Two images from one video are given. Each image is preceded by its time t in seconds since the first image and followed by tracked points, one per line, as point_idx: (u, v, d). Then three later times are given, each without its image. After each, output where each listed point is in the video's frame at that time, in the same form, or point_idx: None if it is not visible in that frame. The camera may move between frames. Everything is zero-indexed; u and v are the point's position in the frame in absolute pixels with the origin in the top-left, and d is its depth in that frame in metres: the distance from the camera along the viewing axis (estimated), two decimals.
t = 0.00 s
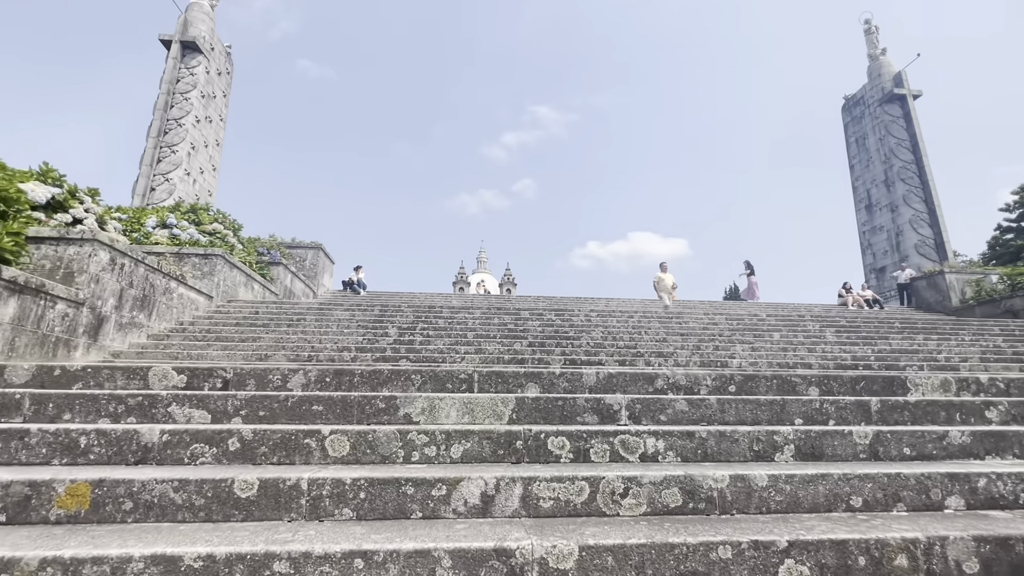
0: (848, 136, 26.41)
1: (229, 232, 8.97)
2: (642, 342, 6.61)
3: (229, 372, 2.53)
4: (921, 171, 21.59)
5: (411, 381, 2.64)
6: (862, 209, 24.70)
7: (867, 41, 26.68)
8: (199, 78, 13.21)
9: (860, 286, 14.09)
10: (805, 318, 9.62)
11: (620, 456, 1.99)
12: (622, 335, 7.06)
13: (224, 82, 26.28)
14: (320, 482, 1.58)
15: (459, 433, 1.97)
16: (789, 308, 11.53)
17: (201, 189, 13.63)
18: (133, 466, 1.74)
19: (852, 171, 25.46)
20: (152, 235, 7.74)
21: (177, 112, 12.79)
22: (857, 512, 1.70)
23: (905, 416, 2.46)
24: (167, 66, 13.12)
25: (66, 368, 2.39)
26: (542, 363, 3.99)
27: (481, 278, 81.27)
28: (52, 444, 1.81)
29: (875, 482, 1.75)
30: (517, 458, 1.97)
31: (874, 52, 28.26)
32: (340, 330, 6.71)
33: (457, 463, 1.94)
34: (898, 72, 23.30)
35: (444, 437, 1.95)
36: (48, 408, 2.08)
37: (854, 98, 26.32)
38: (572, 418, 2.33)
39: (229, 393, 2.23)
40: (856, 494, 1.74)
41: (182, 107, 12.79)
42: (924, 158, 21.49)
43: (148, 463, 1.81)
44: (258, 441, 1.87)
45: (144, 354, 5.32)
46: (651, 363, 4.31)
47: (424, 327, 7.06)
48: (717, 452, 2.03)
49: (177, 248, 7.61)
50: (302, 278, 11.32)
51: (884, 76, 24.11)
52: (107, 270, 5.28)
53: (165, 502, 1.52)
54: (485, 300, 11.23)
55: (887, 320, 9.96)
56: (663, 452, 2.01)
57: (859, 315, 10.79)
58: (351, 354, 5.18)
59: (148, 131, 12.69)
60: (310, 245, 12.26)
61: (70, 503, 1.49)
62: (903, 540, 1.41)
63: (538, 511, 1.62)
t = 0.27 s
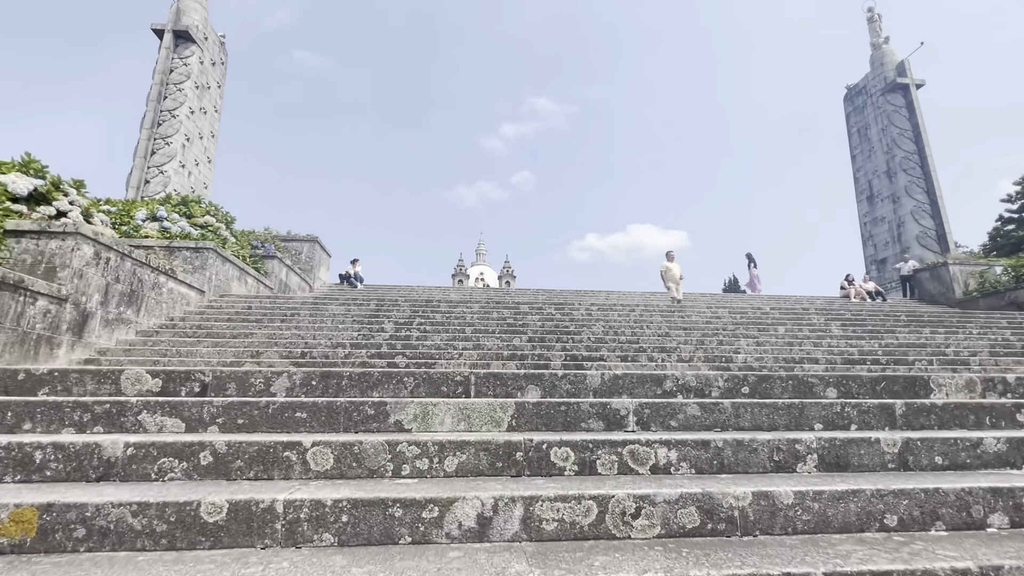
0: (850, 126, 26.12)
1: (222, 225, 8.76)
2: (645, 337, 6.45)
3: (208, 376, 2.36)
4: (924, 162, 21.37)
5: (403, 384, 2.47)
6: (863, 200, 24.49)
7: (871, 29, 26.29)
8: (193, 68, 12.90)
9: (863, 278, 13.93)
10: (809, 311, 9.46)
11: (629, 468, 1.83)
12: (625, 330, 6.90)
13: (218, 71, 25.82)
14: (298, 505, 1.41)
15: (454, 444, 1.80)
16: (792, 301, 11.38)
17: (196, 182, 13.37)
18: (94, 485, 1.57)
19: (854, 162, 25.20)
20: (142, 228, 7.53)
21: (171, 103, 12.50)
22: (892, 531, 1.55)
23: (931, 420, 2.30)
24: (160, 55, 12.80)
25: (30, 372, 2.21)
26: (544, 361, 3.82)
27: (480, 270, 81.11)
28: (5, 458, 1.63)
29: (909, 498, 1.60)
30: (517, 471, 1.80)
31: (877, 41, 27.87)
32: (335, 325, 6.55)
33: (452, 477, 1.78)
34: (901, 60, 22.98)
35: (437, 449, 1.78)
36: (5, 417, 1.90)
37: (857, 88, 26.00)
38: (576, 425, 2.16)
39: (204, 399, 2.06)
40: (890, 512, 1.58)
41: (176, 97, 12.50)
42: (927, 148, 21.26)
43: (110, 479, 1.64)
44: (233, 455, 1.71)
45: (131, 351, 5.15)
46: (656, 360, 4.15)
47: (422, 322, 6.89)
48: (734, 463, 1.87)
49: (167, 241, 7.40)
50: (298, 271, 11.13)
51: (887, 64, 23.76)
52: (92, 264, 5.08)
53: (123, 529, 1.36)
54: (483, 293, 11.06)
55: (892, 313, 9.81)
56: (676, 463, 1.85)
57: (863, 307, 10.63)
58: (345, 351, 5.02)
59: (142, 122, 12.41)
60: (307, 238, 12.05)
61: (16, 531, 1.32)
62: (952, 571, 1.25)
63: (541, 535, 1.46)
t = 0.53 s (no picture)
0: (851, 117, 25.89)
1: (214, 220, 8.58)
2: (646, 334, 6.31)
3: (184, 386, 2.21)
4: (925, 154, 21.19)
5: (393, 392, 2.33)
6: (864, 193, 24.32)
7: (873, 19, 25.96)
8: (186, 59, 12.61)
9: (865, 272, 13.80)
10: (813, 306, 9.33)
11: (636, 488, 1.69)
12: (626, 326, 6.76)
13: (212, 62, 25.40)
14: (270, 540, 1.27)
15: (446, 464, 1.65)
16: (793, 295, 11.25)
17: (191, 175, 13.14)
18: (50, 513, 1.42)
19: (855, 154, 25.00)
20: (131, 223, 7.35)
21: (164, 95, 12.24)
22: (925, 562, 1.41)
23: (954, 430, 2.16)
24: (152, 47, 12.52)
25: None
26: (544, 362, 3.67)
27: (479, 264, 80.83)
28: None
29: (942, 525, 1.46)
30: (514, 493, 1.66)
31: (879, 31, 27.55)
32: (330, 323, 6.39)
33: (443, 500, 1.63)
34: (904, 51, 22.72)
35: (427, 469, 1.64)
36: None
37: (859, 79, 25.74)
38: (577, 438, 2.02)
39: (177, 413, 1.91)
40: (922, 539, 1.45)
41: (169, 90, 12.23)
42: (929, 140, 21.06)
43: (68, 506, 1.49)
44: (203, 478, 1.56)
45: (118, 351, 4.99)
46: (658, 359, 4.01)
47: (418, 319, 6.73)
48: (749, 482, 1.73)
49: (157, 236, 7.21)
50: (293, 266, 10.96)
51: (889, 55, 23.48)
52: (75, 262, 4.90)
53: (71, 569, 1.21)
54: (482, 288, 10.91)
55: (895, 307, 9.68)
56: (686, 482, 1.71)
57: (865, 301, 10.50)
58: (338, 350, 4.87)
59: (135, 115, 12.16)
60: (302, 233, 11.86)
61: None
62: None
63: (540, 570, 1.32)
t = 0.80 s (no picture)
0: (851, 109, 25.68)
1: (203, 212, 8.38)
2: (647, 328, 6.17)
3: (151, 389, 2.06)
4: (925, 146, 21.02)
5: (377, 394, 2.18)
6: (863, 185, 24.18)
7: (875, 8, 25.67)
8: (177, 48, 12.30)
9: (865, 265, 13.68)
10: (814, 300, 9.20)
11: (637, 501, 1.55)
12: (625, 321, 6.62)
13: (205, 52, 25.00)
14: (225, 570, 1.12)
15: (430, 477, 1.51)
16: (794, 288, 11.12)
17: (184, 168, 12.89)
18: None
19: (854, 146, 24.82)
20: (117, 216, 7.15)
21: (155, 86, 11.96)
22: None
23: (975, 434, 2.03)
24: (143, 36, 12.21)
25: None
26: (541, 359, 3.52)
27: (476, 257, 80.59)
28: None
29: (974, 545, 1.32)
30: (504, 508, 1.52)
31: (880, 21, 27.26)
32: (322, 318, 6.23)
33: (426, 517, 1.49)
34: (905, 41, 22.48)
35: (409, 483, 1.50)
36: None
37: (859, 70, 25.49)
38: (574, 445, 1.88)
39: (139, 419, 1.76)
40: (954, 561, 1.31)
41: (160, 80, 11.95)
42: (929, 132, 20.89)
43: (6, 527, 1.34)
44: (160, 494, 1.41)
45: (100, 347, 4.83)
46: (659, 354, 3.88)
47: (412, 314, 6.58)
48: (760, 495, 1.59)
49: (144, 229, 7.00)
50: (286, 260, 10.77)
51: (890, 45, 23.22)
52: (54, 256, 4.71)
53: None
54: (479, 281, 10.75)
55: (896, 300, 9.57)
56: (692, 495, 1.57)
57: (865, 294, 10.37)
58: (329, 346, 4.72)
59: (126, 107, 11.90)
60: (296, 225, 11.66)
61: None
62: None
63: None
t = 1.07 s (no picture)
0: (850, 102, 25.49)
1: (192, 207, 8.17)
2: (647, 326, 6.02)
3: (112, 403, 1.89)
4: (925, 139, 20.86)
5: (361, 407, 2.01)
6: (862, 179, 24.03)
7: None
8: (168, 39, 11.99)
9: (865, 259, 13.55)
10: (815, 296, 9.07)
11: (645, 533, 1.39)
12: (625, 318, 6.47)
13: (198, 44, 24.60)
14: None
15: (413, 508, 1.35)
16: (794, 283, 10.99)
17: (177, 161, 12.63)
18: None
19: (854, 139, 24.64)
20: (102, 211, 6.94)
21: (146, 77, 11.67)
22: None
23: (1006, 450, 1.88)
24: (133, 26, 11.90)
25: None
26: (538, 361, 3.36)
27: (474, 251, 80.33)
28: None
29: None
30: (496, 541, 1.36)
31: (880, 12, 26.99)
32: (312, 316, 6.06)
33: (410, 553, 1.33)
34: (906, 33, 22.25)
35: (390, 515, 1.34)
36: None
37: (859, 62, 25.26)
38: (574, 465, 1.72)
39: (94, 440, 1.59)
40: None
41: (150, 71, 11.65)
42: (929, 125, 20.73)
43: None
44: (108, 532, 1.25)
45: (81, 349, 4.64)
46: (662, 356, 3.72)
47: (406, 311, 6.40)
48: (780, 524, 1.44)
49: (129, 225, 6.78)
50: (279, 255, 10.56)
51: (890, 37, 22.98)
52: (31, 253, 4.49)
53: None
54: (475, 277, 10.57)
55: (898, 296, 9.44)
56: (705, 525, 1.41)
57: (867, 290, 10.25)
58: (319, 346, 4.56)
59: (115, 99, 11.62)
60: (289, 220, 11.45)
61: None
62: None
63: None
